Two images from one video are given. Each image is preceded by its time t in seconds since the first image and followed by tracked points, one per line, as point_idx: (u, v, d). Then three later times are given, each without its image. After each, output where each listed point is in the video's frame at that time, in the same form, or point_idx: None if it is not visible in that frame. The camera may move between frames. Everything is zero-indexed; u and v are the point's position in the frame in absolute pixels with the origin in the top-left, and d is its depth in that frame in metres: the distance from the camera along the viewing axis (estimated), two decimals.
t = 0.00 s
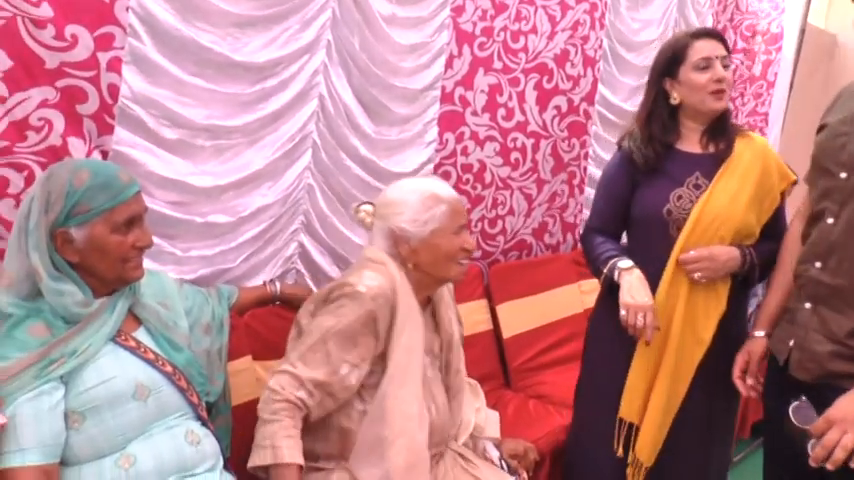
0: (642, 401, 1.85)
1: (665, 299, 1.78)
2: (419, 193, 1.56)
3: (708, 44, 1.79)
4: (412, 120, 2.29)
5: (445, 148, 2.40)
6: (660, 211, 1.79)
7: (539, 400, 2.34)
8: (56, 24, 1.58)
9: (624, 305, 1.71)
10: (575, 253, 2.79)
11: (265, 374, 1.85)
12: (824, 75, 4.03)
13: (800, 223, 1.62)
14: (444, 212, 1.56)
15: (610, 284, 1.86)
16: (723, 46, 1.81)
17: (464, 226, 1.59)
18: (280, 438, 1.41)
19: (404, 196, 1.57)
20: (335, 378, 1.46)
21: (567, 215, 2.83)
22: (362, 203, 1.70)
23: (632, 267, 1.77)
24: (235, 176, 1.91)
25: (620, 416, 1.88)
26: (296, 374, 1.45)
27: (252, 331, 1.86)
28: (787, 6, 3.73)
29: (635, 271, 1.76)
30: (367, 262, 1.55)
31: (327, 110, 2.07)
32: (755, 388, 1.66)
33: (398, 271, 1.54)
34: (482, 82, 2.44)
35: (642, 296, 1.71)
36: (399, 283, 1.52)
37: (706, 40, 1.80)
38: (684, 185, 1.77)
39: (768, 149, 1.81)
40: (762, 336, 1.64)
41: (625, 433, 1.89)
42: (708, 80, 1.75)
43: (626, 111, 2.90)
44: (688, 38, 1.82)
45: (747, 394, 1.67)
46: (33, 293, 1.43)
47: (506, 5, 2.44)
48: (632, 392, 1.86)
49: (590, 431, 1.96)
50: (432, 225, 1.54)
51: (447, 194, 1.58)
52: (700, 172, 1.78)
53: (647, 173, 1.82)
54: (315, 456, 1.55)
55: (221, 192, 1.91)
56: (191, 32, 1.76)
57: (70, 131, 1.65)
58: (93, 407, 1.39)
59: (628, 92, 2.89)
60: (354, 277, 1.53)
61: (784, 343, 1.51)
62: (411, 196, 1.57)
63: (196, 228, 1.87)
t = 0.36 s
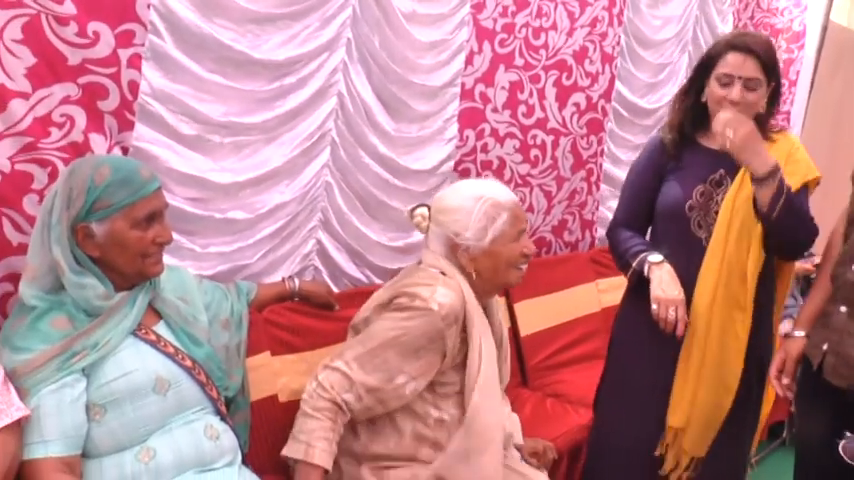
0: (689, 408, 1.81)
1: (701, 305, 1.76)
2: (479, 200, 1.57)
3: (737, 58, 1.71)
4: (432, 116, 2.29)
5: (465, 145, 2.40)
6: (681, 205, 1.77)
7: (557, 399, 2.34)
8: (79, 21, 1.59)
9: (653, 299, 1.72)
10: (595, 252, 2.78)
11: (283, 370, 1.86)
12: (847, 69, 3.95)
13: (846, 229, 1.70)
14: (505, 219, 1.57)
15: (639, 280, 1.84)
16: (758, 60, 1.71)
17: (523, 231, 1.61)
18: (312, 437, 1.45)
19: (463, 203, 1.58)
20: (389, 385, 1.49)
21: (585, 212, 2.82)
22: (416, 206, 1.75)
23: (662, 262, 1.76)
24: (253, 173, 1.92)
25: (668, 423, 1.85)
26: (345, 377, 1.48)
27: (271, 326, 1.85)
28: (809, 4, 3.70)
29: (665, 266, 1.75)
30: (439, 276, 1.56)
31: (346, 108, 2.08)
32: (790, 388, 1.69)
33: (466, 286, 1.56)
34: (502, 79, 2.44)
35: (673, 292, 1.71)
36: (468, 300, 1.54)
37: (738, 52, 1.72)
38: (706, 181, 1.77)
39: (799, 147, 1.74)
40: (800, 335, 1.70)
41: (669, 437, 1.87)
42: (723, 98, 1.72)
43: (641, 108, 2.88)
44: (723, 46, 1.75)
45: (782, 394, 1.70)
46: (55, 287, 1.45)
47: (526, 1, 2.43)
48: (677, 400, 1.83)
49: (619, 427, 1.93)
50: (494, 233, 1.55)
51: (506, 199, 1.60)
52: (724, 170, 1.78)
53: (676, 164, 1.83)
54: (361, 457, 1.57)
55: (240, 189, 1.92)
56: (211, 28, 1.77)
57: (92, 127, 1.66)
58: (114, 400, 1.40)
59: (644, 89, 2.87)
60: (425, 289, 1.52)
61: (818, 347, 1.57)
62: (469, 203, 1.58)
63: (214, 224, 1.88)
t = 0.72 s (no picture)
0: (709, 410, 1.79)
1: (716, 306, 1.74)
2: (456, 185, 1.65)
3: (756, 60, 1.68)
4: (447, 113, 2.29)
5: (479, 142, 2.40)
6: (694, 202, 1.78)
7: (570, 397, 2.34)
8: (96, 17, 1.61)
9: (641, 295, 1.80)
10: (608, 250, 2.77)
11: (297, 366, 1.87)
12: None
13: None
14: (479, 203, 1.65)
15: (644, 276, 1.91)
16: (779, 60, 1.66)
17: (498, 215, 1.69)
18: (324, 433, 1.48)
19: (441, 187, 1.66)
20: (386, 379, 1.53)
21: (600, 211, 2.81)
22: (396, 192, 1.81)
23: (661, 261, 1.82)
24: (269, 169, 1.93)
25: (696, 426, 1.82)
26: (341, 374, 1.53)
27: (285, 321, 1.85)
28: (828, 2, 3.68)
29: (662, 264, 1.81)
30: (414, 263, 1.62)
31: (362, 106, 2.08)
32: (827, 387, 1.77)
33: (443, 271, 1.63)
34: (518, 76, 2.44)
35: (660, 291, 1.79)
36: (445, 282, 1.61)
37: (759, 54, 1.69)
38: (720, 178, 1.76)
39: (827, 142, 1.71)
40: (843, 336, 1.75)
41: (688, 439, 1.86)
42: (742, 102, 1.70)
43: (656, 105, 2.86)
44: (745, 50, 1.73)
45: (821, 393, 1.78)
46: (73, 281, 1.46)
47: None
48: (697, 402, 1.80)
49: (635, 425, 1.95)
50: (469, 216, 1.63)
51: (482, 184, 1.68)
52: (742, 166, 1.74)
53: (696, 159, 1.84)
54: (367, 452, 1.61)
55: (256, 185, 1.92)
56: (226, 24, 1.78)
57: (110, 122, 1.67)
58: (132, 394, 1.41)
59: (659, 86, 2.85)
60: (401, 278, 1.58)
61: None
62: (446, 188, 1.65)
63: (230, 220, 1.89)
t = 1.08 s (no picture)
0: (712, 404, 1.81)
1: (732, 306, 1.74)
2: (436, 176, 1.60)
3: (781, 57, 1.68)
4: (469, 111, 2.29)
5: (501, 140, 2.40)
6: (723, 200, 1.76)
7: (593, 395, 2.33)
8: (122, 13, 1.62)
9: (672, 295, 1.79)
10: (631, 247, 2.74)
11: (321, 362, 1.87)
12: None
13: None
14: (460, 194, 1.60)
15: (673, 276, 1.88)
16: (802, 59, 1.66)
17: (482, 207, 1.64)
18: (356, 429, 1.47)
19: (421, 179, 1.62)
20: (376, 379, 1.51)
21: (623, 210, 2.79)
22: (383, 186, 1.73)
23: (692, 261, 1.81)
24: (292, 166, 1.94)
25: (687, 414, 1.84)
26: (342, 379, 1.50)
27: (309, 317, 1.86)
28: None
29: (693, 265, 1.80)
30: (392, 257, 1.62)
31: (386, 104, 2.08)
32: None
33: (425, 264, 1.62)
34: (541, 74, 2.43)
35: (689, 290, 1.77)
36: (423, 273, 1.60)
37: (784, 51, 1.69)
38: (751, 176, 1.74)
39: None
40: None
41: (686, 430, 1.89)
42: (768, 97, 1.70)
43: (680, 104, 2.82)
44: (769, 45, 1.73)
45: None
46: (100, 276, 1.48)
47: None
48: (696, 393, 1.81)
49: (651, 424, 1.96)
50: (449, 208, 1.59)
51: (464, 176, 1.62)
52: (772, 165, 1.73)
53: (726, 156, 1.82)
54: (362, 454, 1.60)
55: (279, 182, 1.93)
56: (251, 21, 1.78)
57: (135, 118, 1.68)
58: (158, 389, 1.43)
59: (682, 83, 2.82)
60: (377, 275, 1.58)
61: None
62: (427, 179, 1.61)
63: (254, 215, 1.91)
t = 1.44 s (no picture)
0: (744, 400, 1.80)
1: (765, 307, 1.74)
2: (434, 174, 1.57)
3: (815, 47, 1.68)
4: (492, 108, 2.28)
5: (524, 137, 2.39)
6: (758, 197, 1.75)
7: (616, 393, 2.32)
8: (147, 9, 1.63)
9: (710, 296, 1.73)
10: (654, 244, 2.73)
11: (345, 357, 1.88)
12: None
13: None
14: (461, 192, 1.57)
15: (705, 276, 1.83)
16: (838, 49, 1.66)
17: (484, 202, 1.61)
18: (475, 396, 1.43)
19: (419, 177, 1.58)
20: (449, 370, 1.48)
21: (646, 207, 2.77)
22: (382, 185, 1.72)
23: (729, 260, 1.75)
24: (316, 160, 1.94)
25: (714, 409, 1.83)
26: (423, 381, 1.47)
27: (333, 312, 1.86)
28: None
29: (729, 265, 1.75)
30: (397, 255, 1.59)
31: (411, 99, 2.08)
32: None
33: (428, 255, 1.59)
34: (565, 71, 2.41)
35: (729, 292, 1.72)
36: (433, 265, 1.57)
37: (817, 42, 1.68)
38: (787, 174, 1.73)
39: None
40: None
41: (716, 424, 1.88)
42: (800, 88, 1.69)
43: (706, 101, 2.78)
44: (801, 38, 1.72)
45: None
46: (127, 270, 1.49)
47: None
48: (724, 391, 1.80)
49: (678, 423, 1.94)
50: (450, 206, 1.56)
51: (462, 171, 1.59)
52: (809, 162, 1.73)
53: (760, 153, 1.79)
54: (383, 448, 1.63)
55: (303, 176, 1.94)
56: (275, 15, 1.79)
57: (161, 112, 1.70)
58: (184, 383, 1.44)
59: (708, 80, 2.78)
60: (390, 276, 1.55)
61: None
62: (425, 177, 1.58)
63: (278, 210, 1.91)
